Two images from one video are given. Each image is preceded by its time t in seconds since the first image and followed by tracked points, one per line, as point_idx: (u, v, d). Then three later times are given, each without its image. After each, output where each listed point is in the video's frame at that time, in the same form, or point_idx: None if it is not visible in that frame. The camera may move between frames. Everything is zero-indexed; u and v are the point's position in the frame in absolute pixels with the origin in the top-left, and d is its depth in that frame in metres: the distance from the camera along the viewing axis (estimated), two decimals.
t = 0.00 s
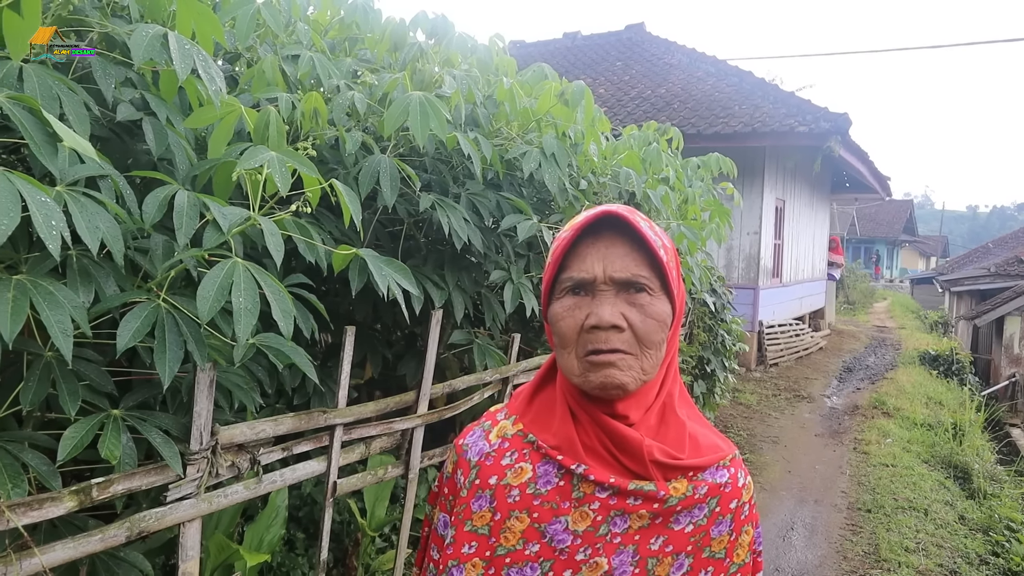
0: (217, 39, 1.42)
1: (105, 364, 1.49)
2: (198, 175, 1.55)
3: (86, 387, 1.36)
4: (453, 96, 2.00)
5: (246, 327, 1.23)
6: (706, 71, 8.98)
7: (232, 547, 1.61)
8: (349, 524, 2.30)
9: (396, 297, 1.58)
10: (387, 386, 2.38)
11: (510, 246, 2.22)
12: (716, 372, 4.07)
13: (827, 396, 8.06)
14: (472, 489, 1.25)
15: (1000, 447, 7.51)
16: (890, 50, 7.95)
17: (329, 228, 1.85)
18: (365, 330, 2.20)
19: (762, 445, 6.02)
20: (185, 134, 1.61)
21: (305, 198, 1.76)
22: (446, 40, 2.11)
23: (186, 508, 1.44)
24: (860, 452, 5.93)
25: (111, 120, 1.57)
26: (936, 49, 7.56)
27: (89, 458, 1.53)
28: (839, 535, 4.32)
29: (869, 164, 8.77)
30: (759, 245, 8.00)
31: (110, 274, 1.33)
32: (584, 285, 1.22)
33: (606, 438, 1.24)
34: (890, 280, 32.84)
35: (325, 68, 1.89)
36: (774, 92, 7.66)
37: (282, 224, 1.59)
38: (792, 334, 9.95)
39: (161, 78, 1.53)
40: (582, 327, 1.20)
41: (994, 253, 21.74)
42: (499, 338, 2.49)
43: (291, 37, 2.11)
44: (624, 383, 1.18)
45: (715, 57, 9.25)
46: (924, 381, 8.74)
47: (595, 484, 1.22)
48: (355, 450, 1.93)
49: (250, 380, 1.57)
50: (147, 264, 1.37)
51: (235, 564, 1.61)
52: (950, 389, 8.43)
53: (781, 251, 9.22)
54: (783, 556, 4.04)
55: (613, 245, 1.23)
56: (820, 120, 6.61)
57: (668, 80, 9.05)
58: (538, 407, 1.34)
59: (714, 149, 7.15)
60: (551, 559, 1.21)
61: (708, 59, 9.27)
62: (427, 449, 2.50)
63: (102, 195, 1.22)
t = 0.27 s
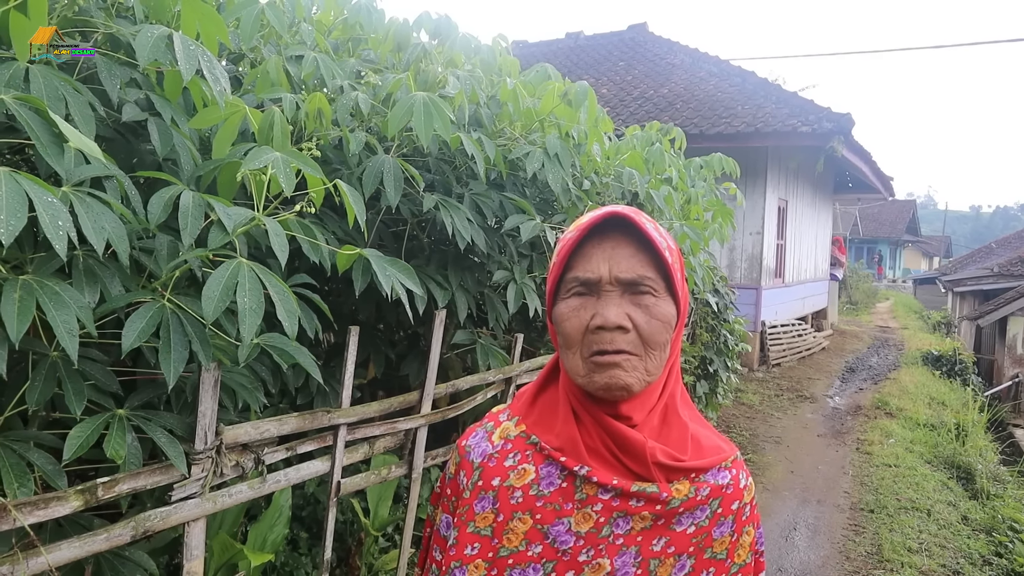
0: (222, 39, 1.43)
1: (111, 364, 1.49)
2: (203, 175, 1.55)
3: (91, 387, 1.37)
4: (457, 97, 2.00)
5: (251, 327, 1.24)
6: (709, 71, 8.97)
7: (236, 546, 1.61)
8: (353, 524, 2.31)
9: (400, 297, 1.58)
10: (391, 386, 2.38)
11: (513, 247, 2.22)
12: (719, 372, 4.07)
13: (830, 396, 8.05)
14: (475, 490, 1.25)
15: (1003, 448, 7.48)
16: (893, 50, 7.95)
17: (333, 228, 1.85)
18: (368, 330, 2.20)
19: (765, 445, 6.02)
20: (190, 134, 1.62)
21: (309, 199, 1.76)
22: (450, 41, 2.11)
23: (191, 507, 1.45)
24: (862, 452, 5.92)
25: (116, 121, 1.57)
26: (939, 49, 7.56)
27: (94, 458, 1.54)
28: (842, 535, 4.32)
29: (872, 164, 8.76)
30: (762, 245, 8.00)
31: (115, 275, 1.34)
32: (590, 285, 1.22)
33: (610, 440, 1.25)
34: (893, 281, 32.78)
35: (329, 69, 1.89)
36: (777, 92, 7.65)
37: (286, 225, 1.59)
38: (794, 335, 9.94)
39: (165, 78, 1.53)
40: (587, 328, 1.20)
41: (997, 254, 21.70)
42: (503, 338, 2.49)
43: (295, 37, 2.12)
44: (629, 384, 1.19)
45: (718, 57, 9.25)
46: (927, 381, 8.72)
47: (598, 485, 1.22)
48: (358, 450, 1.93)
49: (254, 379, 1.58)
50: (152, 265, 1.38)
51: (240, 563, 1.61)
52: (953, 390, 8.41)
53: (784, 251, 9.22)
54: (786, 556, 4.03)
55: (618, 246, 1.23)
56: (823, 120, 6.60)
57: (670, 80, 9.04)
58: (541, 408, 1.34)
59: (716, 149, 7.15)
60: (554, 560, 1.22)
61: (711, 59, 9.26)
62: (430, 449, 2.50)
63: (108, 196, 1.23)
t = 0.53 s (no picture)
0: (223, 39, 1.43)
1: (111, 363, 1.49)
2: (204, 174, 1.55)
3: (92, 385, 1.37)
4: (457, 96, 2.00)
5: (250, 326, 1.24)
6: (710, 71, 8.96)
7: (236, 545, 1.61)
8: (353, 523, 2.31)
9: (400, 296, 1.58)
10: (391, 385, 2.38)
11: (514, 246, 2.22)
12: (720, 371, 4.06)
13: (831, 396, 8.04)
14: (470, 489, 1.25)
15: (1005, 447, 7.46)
16: (895, 49, 7.94)
17: (334, 227, 1.85)
18: (369, 329, 2.20)
19: (766, 445, 6.01)
20: (190, 134, 1.62)
21: (309, 198, 1.76)
22: (450, 40, 2.11)
23: (192, 506, 1.45)
24: (864, 452, 5.91)
25: (117, 120, 1.57)
26: (940, 48, 7.53)
27: (95, 457, 1.54)
28: (843, 535, 4.31)
29: (874, 163, 8.75)
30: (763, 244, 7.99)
31: (116, 273, 1.34)
32: (586, 283, 1.22)
33: (605, 439, 1.24)
34: (895, 280, 32.72)
35: (330, 68, 1.89)
36: (778, 91, 7.64)
37: (286, 224, 1.59)
38: (796, 334, 9.93)
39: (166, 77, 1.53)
40: (583, 326, 1.20)
41: (999, 253, 21.66)
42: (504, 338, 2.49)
43: (296, 37, 2.12)
44: (624, 382, 1.19)
45: (719, 57, 9.24)
46: (929, 381, 8.70)
47: (592, 485, 1.22)
48: (359, 449, 1.93)
49: (254, 378, 1.58)
50: (153, 263, 1.38)
51: (240, 562, 1.61)
52: (954, 389, 8.40)
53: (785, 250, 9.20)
54: (787, 556, 4.03)
55: (615, 244, 1.23)
56: (824, 119, 6.59)
57: (671, 80, 9.03)
58: (536, 407, 1.34)
59: (717, 149, 7.14)
60: (548, 558, 1.22)
61: (712, 58, 9.25)
62: (431, 448, 2.50)
63: (108, 194, 1.23)
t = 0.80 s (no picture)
0: (223, 39, 1.42)
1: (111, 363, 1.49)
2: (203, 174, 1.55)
3: (92, 386, 1.36)
4: (457, 95, 2.00)
5: (250, 326, 1.24)
6: (711, 70, 8.95)
7: (237, 546, 1.60)
8: (354, 523, 2.31)
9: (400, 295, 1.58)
10: (392, 385, 2.38)
11: (514, 246, 2.22)
12: (722, 370, 4.06)
13: (833, 395, 8.03)
14: (465, 490, 1.25)
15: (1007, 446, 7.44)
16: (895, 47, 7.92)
17: (334, 227, 1.85)
18: (370, 329, 2.20)
19: (768, 444, 6.01)
20: (190, 134, 1.62)
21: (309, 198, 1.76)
22: (450, 39, 2.11)
23: (192, 506, 1.45)
24: (865, 451, 5.91)
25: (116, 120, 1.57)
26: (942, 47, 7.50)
27: (95, 458, 1.54)
28: (845, 534, 4.30)
29: (875, 162, 8.74)
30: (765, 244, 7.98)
31: (115, 274, 1.34)
32: (582, 282, 1.22)
33: (600, 439, 1.24)
34: (896, 279, 32.68)
35: (329, 68, 1.89)
36: (779, 90, 7.63)
37: (286, 224, 1.59)
38: (797, 333, 9.92)
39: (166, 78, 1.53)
40: (578, 325, 1.19)
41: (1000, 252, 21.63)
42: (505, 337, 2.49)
43: (295, 37, 2.11)
44: (619, 382, 1.18)
45: (720, 56, 9.23)
46: (931, 380, 8.69)
47: (587, 485, 1.21)
48: (359, 449, 1.93)
49: (254, 378, 1.58)
50: (152, 264, 1.38)
51: (241, 563, 1.61)
52: (956, 388, 8.38)
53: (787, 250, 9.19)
54: (789, 555, 4.02)
55: (610, 243, 1.22)
56: (825, 118, 6.58)
57: (672, 79, 9.02)
58: (531, 407, 1.33)
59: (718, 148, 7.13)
60: (544, 559, 1.21)
61: (713, 57, 9.24)
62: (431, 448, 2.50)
63: (107, 195, 1.22)
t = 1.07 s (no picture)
0: (220, 39, 1.42)
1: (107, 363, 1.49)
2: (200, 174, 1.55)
3: (87, 386, 1.36)
4: (455, 95, 1.99)
5: (245, 327, 1.24)
6: (711, 70, 8.94)
7: (233, 546, 1.60)
8: (352, 523, 2.30)
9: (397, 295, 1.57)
10: (391, 385, 2.38)
11: (513, 246, 2.22)
12: (721, 370, 4.06)
13: (833, 395, 8.02)
14: (455, 490, 1.24)
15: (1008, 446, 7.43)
16: (896, 47, 7.91)
17: (331, 227, 1.85)
18: (368, 329, 2.19)
19: (768, 444, 6.00)
20: (187, 134, 1.61)
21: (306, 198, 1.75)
22: (449, 39, 2.10)
23: (187, 507, 1.45)
24: (865, 451, 5.90)
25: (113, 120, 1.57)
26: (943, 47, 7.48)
27: (91, 458, 1.53)
28: (844, 534, 4.30)
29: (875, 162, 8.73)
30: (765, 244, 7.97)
31: (111, 274, 1.33)
32: (573, 281, 1.21)
33: (591, 440, 1.24)
34: (897, 279, 32.64)
35: (327, 68, 1.88)
36: (779, 90, 7.62)
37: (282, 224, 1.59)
38: (798, 333, 9.91)
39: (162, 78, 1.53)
40: (569, 324, 1.19)
41: (1001, 251, 21.60)
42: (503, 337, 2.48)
43: (294, 37, 2.11)
44: (610, 382, 1.18)
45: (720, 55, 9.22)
46: (931, 380, 8.68)
47: (578, 486, 1.21)
48: (356, 449, 1.93)
49: (250, 379, 1.57)
50: (148, 264, 1.38)
51: (237, 563, 1.61)
52: (957, 388, 8.37)
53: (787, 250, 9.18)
54: (788, 556, 4.01)
55: (602, 242, 1.22)
56: (826, 118, 6.57)
57: (672, 79, 9.01)
58: (522, 407, 1.33)
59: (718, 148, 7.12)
60: (535, 561, 1.21)
61: (713, 57, 9.23)
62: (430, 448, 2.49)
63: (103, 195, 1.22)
